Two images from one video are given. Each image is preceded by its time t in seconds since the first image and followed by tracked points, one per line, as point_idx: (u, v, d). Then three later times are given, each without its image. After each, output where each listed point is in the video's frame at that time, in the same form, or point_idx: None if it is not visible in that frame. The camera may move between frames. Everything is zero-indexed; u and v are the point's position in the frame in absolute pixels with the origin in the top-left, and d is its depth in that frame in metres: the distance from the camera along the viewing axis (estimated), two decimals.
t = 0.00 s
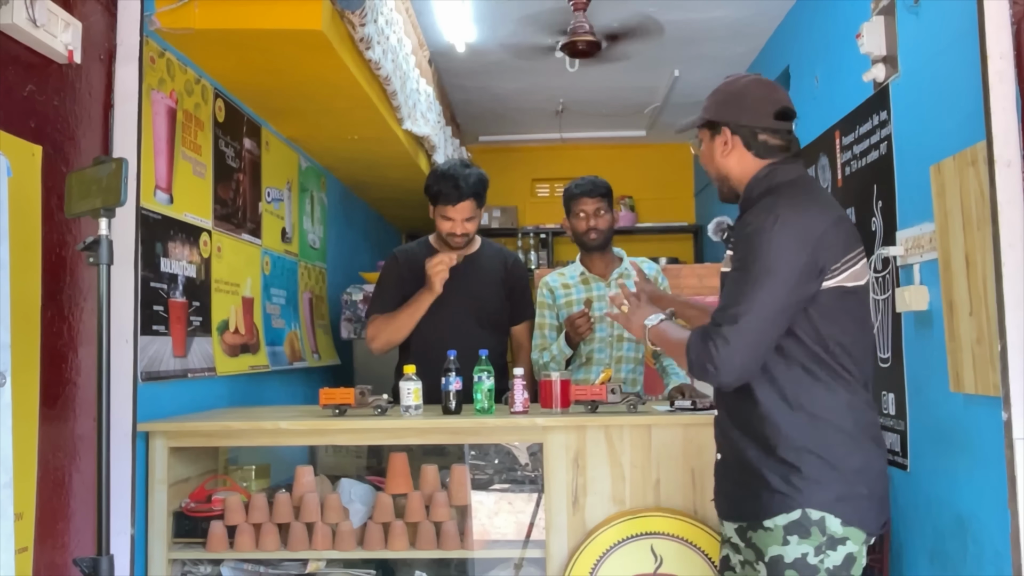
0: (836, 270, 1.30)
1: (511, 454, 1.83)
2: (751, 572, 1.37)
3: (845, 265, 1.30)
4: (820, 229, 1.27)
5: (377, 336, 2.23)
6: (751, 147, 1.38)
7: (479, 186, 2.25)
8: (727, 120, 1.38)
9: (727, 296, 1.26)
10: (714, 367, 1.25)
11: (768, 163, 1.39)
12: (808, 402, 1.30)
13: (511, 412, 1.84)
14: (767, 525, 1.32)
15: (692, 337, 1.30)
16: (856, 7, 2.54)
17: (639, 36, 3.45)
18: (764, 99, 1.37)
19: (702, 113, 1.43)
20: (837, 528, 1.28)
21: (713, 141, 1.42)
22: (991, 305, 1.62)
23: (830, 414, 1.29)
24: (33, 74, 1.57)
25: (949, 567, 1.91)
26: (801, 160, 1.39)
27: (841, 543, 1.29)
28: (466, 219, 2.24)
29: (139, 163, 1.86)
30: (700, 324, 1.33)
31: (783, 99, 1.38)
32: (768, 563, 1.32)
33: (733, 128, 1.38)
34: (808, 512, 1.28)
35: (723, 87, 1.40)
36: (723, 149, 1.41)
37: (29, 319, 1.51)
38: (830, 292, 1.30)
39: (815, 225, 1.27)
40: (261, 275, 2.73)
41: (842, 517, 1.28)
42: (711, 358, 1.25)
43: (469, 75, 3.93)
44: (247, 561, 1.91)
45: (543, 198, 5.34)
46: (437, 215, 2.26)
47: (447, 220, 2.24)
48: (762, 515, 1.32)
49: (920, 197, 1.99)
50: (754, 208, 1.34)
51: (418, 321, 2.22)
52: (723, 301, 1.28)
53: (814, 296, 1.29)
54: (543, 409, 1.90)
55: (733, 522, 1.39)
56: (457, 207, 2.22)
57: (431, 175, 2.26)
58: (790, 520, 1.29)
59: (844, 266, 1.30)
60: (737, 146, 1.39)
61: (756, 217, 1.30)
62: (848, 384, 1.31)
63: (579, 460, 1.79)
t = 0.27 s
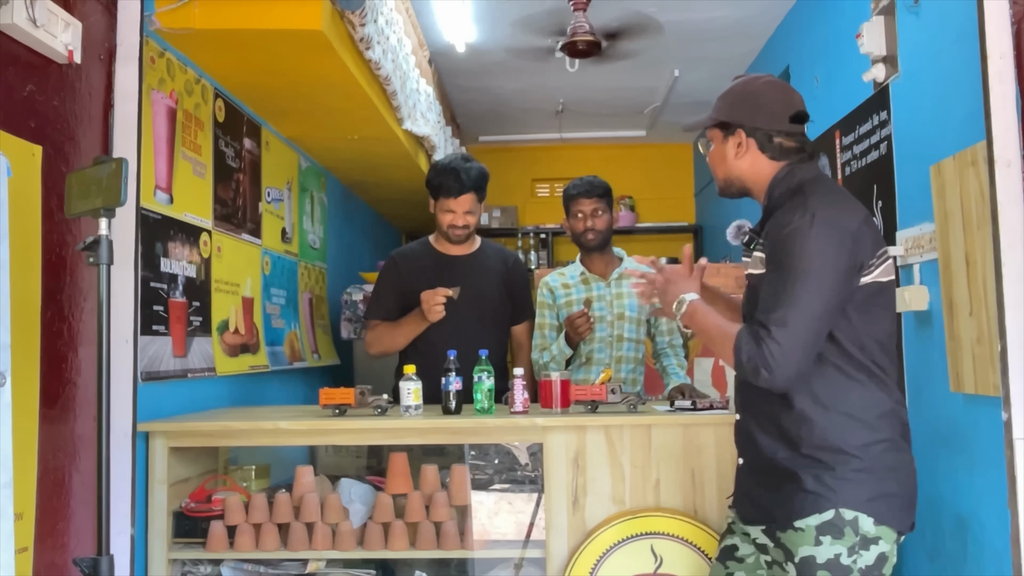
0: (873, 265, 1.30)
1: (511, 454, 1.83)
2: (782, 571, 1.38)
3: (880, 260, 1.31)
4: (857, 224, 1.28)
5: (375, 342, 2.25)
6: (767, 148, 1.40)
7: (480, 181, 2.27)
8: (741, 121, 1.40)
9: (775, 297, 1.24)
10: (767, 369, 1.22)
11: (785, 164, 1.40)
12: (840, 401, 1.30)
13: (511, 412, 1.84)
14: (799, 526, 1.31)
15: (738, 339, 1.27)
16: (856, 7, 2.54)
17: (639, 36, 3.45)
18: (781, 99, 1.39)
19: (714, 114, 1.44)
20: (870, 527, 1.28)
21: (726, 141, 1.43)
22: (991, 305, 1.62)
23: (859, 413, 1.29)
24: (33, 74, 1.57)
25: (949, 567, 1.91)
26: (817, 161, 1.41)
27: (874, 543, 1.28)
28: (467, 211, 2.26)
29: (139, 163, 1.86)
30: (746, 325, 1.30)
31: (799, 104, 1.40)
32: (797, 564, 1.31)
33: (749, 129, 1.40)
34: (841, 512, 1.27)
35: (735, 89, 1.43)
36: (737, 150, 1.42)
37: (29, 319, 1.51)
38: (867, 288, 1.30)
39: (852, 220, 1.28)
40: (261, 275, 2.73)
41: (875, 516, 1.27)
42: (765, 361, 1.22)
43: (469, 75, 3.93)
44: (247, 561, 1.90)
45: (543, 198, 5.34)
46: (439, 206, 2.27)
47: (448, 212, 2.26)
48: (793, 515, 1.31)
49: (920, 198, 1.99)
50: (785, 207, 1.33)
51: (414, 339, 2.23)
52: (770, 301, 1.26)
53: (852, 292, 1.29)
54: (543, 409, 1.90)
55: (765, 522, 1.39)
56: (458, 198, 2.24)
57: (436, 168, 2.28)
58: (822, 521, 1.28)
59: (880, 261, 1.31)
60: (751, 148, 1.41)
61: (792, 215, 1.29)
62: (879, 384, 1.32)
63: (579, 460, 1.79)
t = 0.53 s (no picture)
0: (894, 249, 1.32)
1: (511, 454, 1.83)
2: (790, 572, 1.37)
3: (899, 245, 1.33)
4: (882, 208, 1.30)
5: (372, 344, 2.25)
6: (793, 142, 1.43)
7: (485, 177, 2.29)
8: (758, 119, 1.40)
9: (835, 295, 1.20)
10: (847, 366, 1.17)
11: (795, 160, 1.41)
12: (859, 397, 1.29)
13: (511, 412, 1.84)
14: (805, 526, 1.31)
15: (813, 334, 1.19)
16: (856, 7, 2.54)
17: (639, 36, 3.45)
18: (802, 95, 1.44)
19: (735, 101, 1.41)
20: (877, 528, 1.27)
21: (767, 131, 1.41)
22: (991, 305, 1.62)
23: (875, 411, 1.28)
24: (33, 74, 1.57)
25: (949, 567, 1.91)
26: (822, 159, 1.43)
27: (880, 543, 1.27)
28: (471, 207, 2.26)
29: (139, 163, 1.86)
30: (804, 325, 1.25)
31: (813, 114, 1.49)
32: (804, 564, 1.32)
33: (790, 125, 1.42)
34: (848, 512, 1.27)
35: (763, 80, 1.42)
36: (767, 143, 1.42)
37: (29, 319, 1.51)
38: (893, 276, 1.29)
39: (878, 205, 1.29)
40: (261, 275, 2.73)
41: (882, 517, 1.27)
42: (843, 359, 1.17)
43: (470, 74, 3.92)
44: (247, 561, 1.91)
45: (543, 198, 5.34)
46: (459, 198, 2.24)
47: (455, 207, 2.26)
48: (801, 516, 1.31)
49: (920, 198, 1.99)
50: (810, 200, 1.30)
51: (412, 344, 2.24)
52: (833, 291, 1.20)
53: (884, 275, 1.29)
54: (543, 409, 1.90)
55: (772, 522, 1.39)
56: (466, 194, 2.24)
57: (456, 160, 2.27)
58: (829, 521, 1.28)
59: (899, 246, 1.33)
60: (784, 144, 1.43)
61: (822, 207, 1.27)
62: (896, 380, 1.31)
63: (579, 460, 1.79)
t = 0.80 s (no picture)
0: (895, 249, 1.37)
1: (511, 454, 1.83)
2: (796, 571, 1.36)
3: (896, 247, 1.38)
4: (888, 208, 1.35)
5: (372, 345, 2.25)
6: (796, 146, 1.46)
7: (487, 178, 2.33)
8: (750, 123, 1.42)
9: (884, 278, 1.20)
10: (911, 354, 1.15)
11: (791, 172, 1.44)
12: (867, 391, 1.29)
13: (511, 412, 1.84)
14: (817, 525, 1.30)
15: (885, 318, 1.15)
16: (856, 7, 2.54)
17: (639, 36, 3.45)
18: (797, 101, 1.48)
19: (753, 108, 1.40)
20: (886, 523, 1.28)
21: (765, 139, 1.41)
22: (991, 305, 1.62)
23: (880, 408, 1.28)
24: (33, 74, 1.57)
25: (949, 567, 1.91)
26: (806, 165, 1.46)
27: (888, 538, 1.28)
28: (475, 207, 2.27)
29: (139, 163, 1.86)
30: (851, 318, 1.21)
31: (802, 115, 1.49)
32: (816, 563, 1.30)
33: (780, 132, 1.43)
34: (861, 508, 1.27)
35: (767, 87, 1.43)
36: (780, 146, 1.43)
37: (29, 319, 1.51)
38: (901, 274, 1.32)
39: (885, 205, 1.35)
40: (261, 275, 2.73)
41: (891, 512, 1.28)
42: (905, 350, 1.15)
43: (470, 75, 3.93)
44: (247, 561, 1.90)
45: (543, 198, 5.34)
46: (458, 200, 2.25)
47: (458, 207, 2.26)
48: (813, 514, 1.30)
49: (920, 198, 1.99)
50: (831, 201, 1.32)
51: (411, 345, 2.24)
52: (883, 277, 1.20)
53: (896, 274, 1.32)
54: (543, 409, 1.90)
55: (778, 524, 1.37)
56: (469, 193, 2.25)
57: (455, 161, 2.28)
58: (843, 518, 1.28)
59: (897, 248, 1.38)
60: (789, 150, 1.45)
61: (844, 204, 1.29)
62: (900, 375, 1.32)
63: (579, 460, 1.79)
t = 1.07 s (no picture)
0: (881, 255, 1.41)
1: (511, 454, 1.83)
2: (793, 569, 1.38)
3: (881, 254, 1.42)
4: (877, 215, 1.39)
5: (374, 347, 2.23)
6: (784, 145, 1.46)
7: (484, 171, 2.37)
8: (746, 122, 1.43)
9: (888, 277, 1.23)
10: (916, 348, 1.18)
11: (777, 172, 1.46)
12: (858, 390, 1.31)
13: (511, 412, 1.84)
14: (815, 522, 1.32)
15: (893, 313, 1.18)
16: (856, 7, 2.54)
17: (639, 36, 3.45)
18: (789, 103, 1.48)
19: (740, 105, 1.41)
20: (879, 517, 1.32)
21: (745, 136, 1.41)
22: (992, 305, 1.62)
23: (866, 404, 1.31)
24: (33, 74, 1.57)
25: (949, 567, 1.91)
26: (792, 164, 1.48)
27: (880, 532, 1.32)
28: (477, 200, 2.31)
29: (139, 163, 1.86)
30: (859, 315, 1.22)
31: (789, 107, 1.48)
32: (813, 560, 1.32)
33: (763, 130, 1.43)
34: (858, 504, 1.29)
35: (757, 86, 1.44)
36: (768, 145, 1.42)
37: (29, 319, 1.51)
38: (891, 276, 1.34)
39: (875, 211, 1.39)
40: (261, 275, 2.73)
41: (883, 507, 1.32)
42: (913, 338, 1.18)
43: (470, 74, 3.93)
44: (247, 561, 1.90)
45: (543, 198, 5.34)
46: (453, 198, 2.29)
47: (459, 201, 2.29)
48: (811, 511, 1.32)
49: (920, 198, 1.99)
50: (831, 201, 1.34)
51: (413, 346, 2.23)
52: (886, 276, 1.23)
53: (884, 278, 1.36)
54: (543, 409, 1.89)
55: (774, 523, 1.38)
56: (469, 185, 2.30)
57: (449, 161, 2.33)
58: (841, 514, 1.30)
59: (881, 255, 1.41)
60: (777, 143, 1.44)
61: (845, 205, 1.32)
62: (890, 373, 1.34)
63: (579, 461, 1.79)
